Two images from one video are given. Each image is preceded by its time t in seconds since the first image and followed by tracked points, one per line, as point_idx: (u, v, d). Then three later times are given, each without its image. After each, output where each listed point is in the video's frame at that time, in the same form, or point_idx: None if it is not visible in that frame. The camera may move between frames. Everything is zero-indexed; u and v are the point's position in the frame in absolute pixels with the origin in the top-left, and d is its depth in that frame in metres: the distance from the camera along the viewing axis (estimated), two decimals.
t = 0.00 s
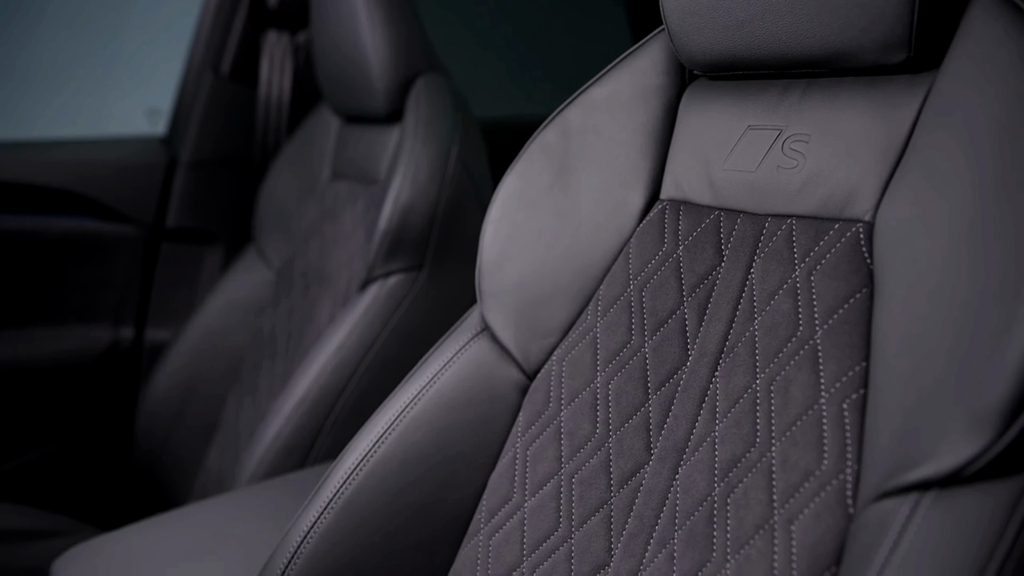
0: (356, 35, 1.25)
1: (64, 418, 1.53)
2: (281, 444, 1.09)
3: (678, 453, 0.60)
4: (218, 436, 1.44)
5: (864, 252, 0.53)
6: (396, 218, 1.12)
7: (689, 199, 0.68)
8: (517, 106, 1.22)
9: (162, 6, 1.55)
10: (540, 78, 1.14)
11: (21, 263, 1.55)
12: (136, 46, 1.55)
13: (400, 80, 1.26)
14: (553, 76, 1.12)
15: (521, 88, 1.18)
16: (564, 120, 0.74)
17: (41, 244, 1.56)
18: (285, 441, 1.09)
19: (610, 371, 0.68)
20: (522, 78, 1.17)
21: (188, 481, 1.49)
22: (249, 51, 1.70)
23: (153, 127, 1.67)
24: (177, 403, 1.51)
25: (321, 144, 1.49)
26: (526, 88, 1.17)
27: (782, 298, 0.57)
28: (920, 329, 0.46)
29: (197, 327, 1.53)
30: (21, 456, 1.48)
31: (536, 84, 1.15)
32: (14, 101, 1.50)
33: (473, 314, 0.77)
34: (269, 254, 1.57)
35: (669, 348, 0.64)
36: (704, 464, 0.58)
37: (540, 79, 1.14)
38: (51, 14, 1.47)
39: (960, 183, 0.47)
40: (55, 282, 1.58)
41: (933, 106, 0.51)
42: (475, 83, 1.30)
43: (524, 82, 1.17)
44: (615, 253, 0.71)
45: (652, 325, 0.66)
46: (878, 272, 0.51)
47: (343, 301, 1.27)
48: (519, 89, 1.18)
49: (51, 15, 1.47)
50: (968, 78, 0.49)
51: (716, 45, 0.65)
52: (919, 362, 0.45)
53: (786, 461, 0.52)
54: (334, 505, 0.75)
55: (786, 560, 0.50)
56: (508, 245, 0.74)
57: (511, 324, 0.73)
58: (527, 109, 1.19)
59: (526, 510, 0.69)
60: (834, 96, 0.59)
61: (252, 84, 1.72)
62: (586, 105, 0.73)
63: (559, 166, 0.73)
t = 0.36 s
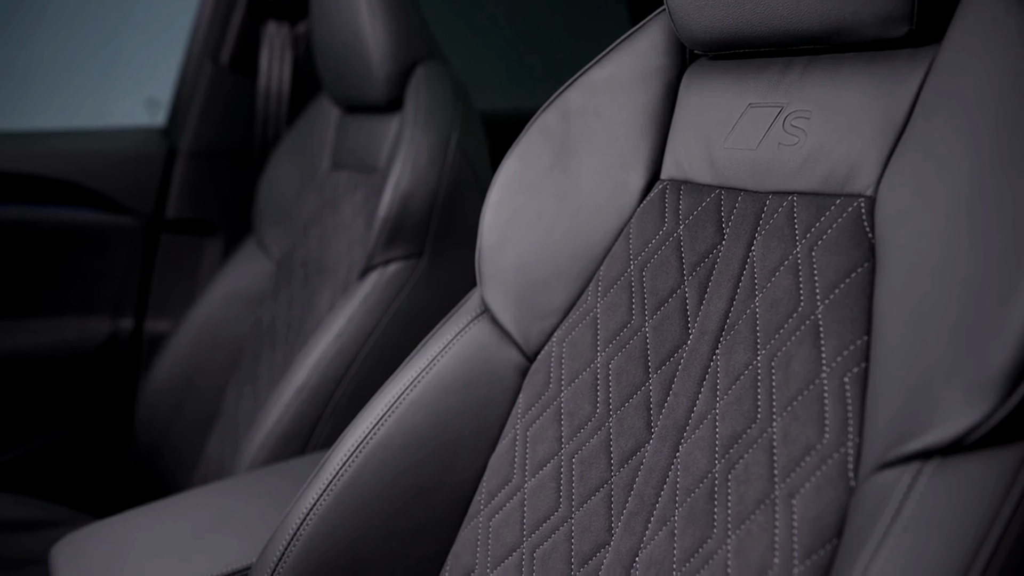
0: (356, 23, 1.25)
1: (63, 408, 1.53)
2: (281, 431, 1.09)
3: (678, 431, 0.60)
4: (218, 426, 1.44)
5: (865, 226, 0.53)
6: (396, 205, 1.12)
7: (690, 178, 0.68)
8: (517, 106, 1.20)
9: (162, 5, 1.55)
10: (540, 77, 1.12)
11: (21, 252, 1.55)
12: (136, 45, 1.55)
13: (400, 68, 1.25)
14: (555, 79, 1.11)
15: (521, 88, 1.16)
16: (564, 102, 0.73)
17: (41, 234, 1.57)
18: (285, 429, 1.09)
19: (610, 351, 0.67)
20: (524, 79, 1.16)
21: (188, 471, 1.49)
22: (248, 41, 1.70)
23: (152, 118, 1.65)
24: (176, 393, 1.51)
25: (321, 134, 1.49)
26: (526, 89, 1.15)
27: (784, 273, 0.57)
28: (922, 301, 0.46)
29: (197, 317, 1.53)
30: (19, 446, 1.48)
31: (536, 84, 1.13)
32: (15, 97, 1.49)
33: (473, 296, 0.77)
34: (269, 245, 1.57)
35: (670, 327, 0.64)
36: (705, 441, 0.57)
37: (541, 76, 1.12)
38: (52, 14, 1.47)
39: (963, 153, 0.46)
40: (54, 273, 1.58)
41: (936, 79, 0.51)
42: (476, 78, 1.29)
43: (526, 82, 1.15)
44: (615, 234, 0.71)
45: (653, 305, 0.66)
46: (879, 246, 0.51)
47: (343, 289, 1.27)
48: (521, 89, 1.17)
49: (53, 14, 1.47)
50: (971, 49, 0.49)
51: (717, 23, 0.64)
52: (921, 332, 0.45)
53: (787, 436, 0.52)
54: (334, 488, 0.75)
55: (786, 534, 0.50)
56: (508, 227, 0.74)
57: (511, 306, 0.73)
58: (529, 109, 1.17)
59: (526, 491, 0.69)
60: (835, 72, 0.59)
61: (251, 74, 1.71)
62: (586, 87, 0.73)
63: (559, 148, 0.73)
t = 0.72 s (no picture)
0: (355, 12, 1.24)
1: (62, 399, 1.53)
2: (280, 419, 1.09)
3: (679, 409, 0.60)
4: (217, 417, 1.44)
5: (867, 201, 0.53)
6: (396, 192, 1.11)
7: (690, 158, 0.68)
8: (518, 99, 1.20)
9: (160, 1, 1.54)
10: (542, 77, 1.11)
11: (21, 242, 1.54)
12: (136, 44, 1.54)
13: (400, 56, 1.25)
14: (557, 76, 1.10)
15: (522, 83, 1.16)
16: (564, 84, 0.73)
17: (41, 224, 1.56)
18: (284, 417, 1.09)
19: (611, 331, 0.67)
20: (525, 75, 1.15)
21: (187, 462, 1.49)
22: (248, 32, 1.69)
23: (152, 109, 1.65)
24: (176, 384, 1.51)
25: (321, 125, 1.49)
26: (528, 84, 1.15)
27: (784, 249, 0.57)
28: (924, 272, 0.45)
29: (197, 308, 1.52)
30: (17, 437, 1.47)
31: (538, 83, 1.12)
32: (15, 97, 1.48)
33: (473, 278, 0.76)
34: (268, 235, 1.56)
35: (670, 306, 0.64)
36: (706, 418, 0.57)
37: (542, 76, 1.10)
38: (51, 12, 1.44)
39: (966, 123, 0.46)
40: (54, 264, 1.57)
41: (938, 52, 0.51)
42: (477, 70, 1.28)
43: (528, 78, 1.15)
44: (615, 215, 0.71)
45: (653, 284, 0.66)
46: (881, 220, 0.51)
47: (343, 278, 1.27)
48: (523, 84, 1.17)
49: (53, 13, 1.44)
50: (974, 21, 0.48)
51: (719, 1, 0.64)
52: (922, 302, 0.45)
53: (788, 410, 0.52)
54: (333, 469, 0.74)
55: (787, 508, 0.49)
56: (508, 209, 0.73)
57: (511, 288, 0.73)
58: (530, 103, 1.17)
59: (526, 472, 0.69)
60: (835, 48, 0.59)
61: (250, 65, 1.71)
62: (586, 68, 0.72)
63: (559, 131, 0.72)
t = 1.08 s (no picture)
0: None
1: (62, 389, 1.52)
2: (280, 405, 1.09)
3: (679, 387, 0.59)
4: (217, 407, 1.44)
5: (868, 175, 0.53)
6: (396, 178, 1.11)
7: (690, 137, 0.67)
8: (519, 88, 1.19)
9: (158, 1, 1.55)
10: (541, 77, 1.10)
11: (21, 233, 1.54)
12: (135, 43, 1.55)
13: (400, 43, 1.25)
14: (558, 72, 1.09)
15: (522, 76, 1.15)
16: (564, 66, 0.73)
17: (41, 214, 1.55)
18: (284, 404, 1.09)
19: (611, 311, 0.67)
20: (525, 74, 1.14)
21: (187, 452, 1.49)
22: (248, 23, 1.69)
23: (150, 100, 1.67)
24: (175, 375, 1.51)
25: (320, 115, 1.49)
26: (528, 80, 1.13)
27: (786, 225, 0.56)
28: (927, 242, 0.45)
29: (196, 298, 1.52)
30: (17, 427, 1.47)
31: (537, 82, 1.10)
32: (14, 97, 1.50)
33: (473, 260, 0.76)
34: (268, 226, 1.56)
35: (670, 285, 0.63)
36: (706, 395, 0.57)
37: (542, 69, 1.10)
38: (49, 13, 1.44)
39: (971, 95, 0.46)
40: (54, 255, 1.57)
41: (942, 26, 0.51)
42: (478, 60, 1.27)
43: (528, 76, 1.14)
44: (615, 196, 0.71)
45: (653, 264, 0.65)
46: (883, 193, 0.51)
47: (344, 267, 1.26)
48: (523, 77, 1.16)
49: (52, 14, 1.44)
50: None
51: None
52: (925, 271, 0.45)
53: (789, 385, 0.52)
54: (333, 451, 0.74)
55: (789, 481, 0.49)
56: (508, 191, 0.73)
57: (511, 269, 0.73)
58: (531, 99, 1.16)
59: (526, 453, 0.69)
60: (838, 24, 0.58)
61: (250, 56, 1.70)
62: (586, 50, 0.72)
63: (559, 112, 0.72)
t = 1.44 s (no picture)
0: None
1: (62, 380, 1.52)
2: (280, 393, 1.09)
3: (680, 364, 0.59)
4: (217, 397, 1.43)
5: (870, 149, 0.52)
6: (396, 165, 1.11)
7: (691, 117, 0.67)
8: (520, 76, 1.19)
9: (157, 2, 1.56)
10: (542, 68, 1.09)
11: (20, 222, 1.53)
12: (135, 43, 1.56)
13: (400, 31, 1.24)
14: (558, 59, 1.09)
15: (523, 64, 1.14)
16: (565, 47, 0.72)
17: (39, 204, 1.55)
18: (283, 391, 1.09)
19: (612, 290, 0.67)
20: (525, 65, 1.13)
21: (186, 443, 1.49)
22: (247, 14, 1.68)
23: (150, 92, 1.66)
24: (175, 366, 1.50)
25: (320, 105, 1.48)
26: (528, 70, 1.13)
27: (787, 201, 0.56)
28: (929, 213, 0.45)
29: (196, 288, 1.52)
30: (16, 418, 1.47)
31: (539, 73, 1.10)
32: (15, 94, 1.51)
33: (473, 244, 0.76)
34: (268, 217, 1.56)
35: (670, 264, 0.63)
36: (707, 371, 0.57)
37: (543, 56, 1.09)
38: (50, 14, 1.46)
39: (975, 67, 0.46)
40: (52, 245, 1.57)
41: None
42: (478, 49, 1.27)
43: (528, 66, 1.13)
44: (615, 177, 0.70)
45: (653, 242, 0.65)
46: (885, 167, 0.51)
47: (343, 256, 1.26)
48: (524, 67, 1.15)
49: (51, 15, 1.46)
50: None
51: None
52: (927, 241, 0.44)
53: (790, 359, 0.51)
54: (333, 433, 0.74)
55: (790, 455, 0.49)
56: (507, 173, 0.73)
57: (511, 251, 0.72)
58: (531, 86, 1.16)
59: (526, 434, 0.68)
60: None
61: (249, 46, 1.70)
62: (587, 32, 0.72)
63: (559, 94, 0.72)
